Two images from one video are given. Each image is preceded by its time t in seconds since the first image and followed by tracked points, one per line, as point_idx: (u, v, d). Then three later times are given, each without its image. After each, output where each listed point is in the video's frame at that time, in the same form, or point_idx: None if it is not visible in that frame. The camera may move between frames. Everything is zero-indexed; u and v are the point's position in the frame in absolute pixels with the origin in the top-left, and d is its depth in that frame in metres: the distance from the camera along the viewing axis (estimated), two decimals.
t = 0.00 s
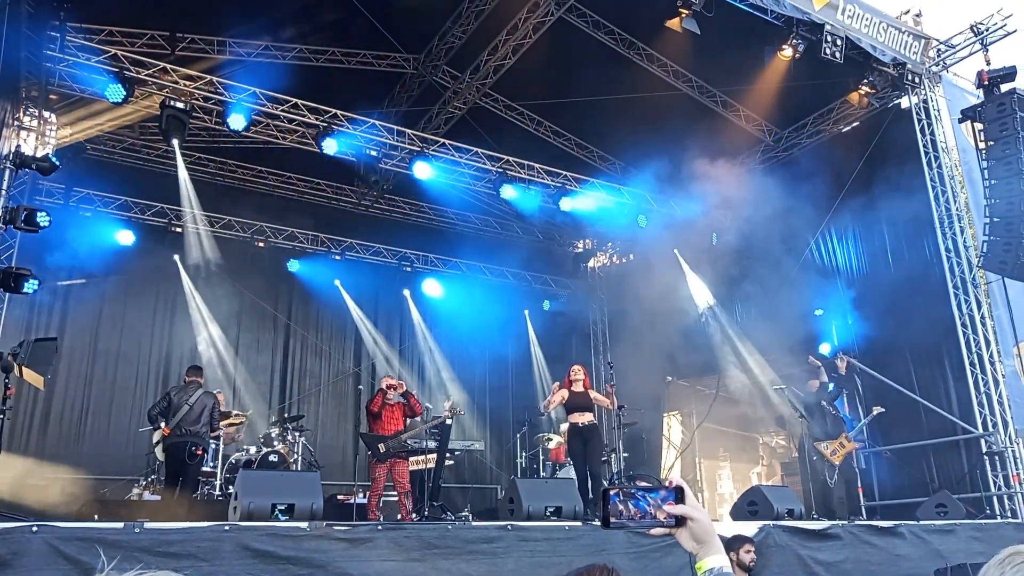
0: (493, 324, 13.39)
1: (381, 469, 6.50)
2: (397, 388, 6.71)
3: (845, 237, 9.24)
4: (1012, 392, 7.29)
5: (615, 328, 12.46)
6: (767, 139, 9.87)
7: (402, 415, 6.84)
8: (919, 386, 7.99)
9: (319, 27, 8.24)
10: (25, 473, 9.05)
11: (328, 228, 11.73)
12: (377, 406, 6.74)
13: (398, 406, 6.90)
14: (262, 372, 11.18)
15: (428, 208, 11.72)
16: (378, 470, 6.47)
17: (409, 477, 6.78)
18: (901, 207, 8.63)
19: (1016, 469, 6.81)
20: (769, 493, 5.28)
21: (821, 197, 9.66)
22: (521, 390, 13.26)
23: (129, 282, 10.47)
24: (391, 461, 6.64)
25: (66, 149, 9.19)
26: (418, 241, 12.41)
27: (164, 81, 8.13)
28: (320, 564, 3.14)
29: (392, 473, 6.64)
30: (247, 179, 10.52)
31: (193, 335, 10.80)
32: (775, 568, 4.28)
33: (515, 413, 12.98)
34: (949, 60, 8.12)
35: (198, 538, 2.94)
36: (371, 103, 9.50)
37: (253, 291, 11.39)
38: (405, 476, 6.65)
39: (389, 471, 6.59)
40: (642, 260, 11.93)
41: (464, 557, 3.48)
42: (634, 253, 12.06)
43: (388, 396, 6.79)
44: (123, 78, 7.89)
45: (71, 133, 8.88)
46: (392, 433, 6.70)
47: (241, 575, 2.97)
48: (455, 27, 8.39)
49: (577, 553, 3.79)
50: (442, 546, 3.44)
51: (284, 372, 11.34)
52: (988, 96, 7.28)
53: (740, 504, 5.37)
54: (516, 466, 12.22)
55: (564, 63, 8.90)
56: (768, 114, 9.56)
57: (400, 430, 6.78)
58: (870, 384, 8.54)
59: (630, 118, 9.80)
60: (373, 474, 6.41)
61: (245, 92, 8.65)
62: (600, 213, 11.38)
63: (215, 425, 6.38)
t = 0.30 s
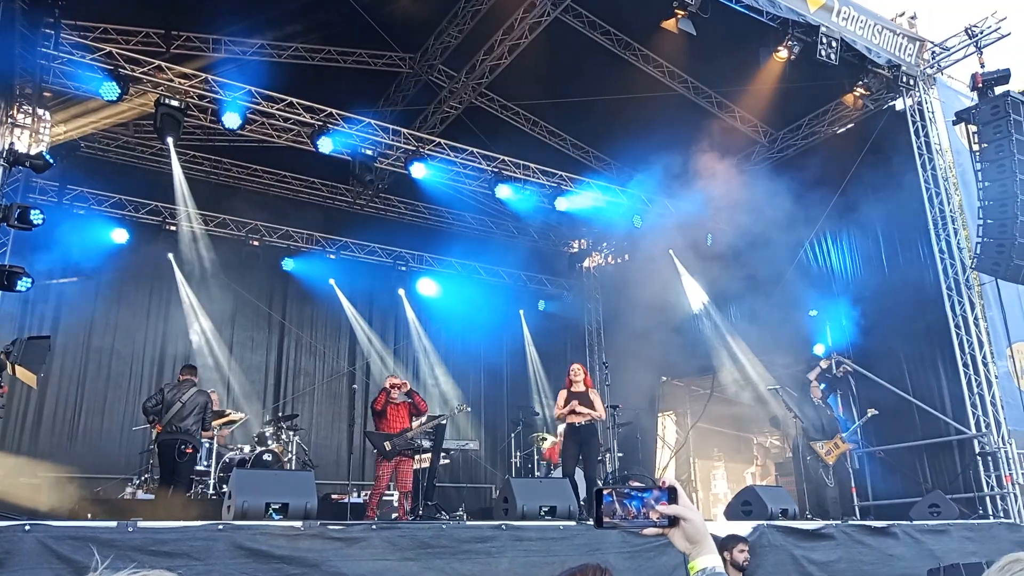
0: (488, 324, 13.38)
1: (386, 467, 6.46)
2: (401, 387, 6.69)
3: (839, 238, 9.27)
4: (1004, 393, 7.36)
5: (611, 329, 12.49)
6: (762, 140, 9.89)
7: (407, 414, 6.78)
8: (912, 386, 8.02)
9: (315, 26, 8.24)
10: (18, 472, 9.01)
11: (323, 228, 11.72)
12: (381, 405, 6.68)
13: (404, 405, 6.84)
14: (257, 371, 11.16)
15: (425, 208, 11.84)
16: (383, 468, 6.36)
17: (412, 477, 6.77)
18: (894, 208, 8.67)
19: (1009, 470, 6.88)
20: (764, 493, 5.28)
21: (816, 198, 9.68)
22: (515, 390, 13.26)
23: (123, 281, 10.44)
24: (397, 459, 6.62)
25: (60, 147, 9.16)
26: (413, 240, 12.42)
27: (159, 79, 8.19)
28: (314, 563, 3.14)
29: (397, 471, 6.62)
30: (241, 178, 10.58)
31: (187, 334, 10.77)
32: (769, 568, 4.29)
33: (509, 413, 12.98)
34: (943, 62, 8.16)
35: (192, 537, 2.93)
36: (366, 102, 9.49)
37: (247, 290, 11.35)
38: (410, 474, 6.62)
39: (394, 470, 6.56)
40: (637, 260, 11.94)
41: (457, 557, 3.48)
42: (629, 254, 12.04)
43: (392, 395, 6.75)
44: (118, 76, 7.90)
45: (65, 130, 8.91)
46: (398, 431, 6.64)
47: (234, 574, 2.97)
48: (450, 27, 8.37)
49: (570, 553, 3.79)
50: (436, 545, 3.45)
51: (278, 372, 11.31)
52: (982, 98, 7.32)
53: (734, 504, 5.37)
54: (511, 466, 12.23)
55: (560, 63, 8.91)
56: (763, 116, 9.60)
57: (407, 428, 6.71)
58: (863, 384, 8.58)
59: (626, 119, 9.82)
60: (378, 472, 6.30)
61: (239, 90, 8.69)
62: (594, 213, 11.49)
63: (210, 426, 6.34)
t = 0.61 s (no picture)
0: (489, 326, 13.40)
1: (395, 468, 6.34)
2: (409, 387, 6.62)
3: (840, 241, 9.27)
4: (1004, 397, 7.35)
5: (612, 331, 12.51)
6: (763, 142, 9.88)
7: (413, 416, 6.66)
8: (912, 390, 8.02)
9: (316, 28, 8.25)
10: (18, 472, 9.02)
11: (324, 229, 11.73)
12: (389, 407, 6.61)
13: (413, 407, 6.73)
14: (257, 372, 11.16)
15: (426, 209, 11.81)
16: (391, 469, 6.31)
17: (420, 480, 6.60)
18: (895, 211, 8.68)
19: (1009, 473, 6.87)
20: (764, 495, 5.28)
21: (817, 200, 9.69)
22: (516, 392, 13.27)
23: (124, 281, 10.45)
24: (404, 462, 6.48)
25: (62, 148, 9.18)
26: (414, 242, 12.41)
27: (161, 81, 8.13)
28: (315, 565, 3.14)
29: (405, 474, 6.45)
30: (243, 178, 10.62)
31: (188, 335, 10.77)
32: (769, 571, 4.29)
33: (510, 415, 12.98)
34: (945, 66, 8.17)
35: (193, 538, 2.93)
36: (367, 103, 9.51)
37: (248, 291, 11.35)
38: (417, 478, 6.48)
39: (402, 472, 6.43)
40: (638, 263, 11.95)
41: (457, 559, 3.48)
42: (630, 256, 12.06)
43: (400, 396, 6.67)
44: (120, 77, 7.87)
45: (67, 131, 8.91)
46: (407, 432, 6.52)
47: None
48: (451, 29, 8.38)
49: (570, 556, 3.79)
50: (436, 548, 3.45)
51: (279, 373, 11.31)
52: (983, 101, 7.33)
53: (734, 507, 5.38)
54: (511, 468, 12.23)
55: (562, 66, 8.92)
56: (764, 118, 9.62)
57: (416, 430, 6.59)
58: (863, 386, 8.56)
59: (627, 121, 9.82)
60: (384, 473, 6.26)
61: (240, 91, 8.62)
62: (597, 215, 11.38)
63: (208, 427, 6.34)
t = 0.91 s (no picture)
0: (488, 329, 13.43)
1: (399, 471, 6.33)
2: (412, 391, 6.55)
3: (838, 244, 9.27)
4: (1003, 399, 7.39)
5: (612, 335, 12.56)
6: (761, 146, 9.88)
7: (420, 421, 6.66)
8: (910, 392, 8.02)
9: (314, 33, 8.27)
10: (15, 478, 9.00)
11: (322, 233, 11.73)
12: (391, 412, 6.57)
13: (416, 412, 6.74)
14: (255, 377, 11.14)
15: (424, 213, 11.78)
16: (394, 472, 6.29)
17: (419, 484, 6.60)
18: (894, 214, 8.63)
19: (1008, 476, 6.89)
20: (763, 498, 5.28)
21: (813, 203, 9.70)
22: (514, 396, 13.29)
23: (121, 285, 10.44)
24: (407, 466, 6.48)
25: (59, 153, 9.18)
26: (412, 246, 12.41)
27: (159, 86, 8.15)
28: (313, 569, 3.14)
29: (407, 477, 6.43)
30: (239, 183, 10.45)
31: (186, 339, 10.75)
32: (769, 573, 4.29)
33: (508, 418, 12.98)
34: (941, 69, 8.22)
35: (191, 543, 2.93)
36: (365, 108, 9.52)
37: (245, 296, 11.35)
38: (418, 482, 6.50)
39: (404, 475, 6.42)
40: (635, 266, 11.94)
41: (457, 563, 3.48)
42: (628, 260, 12.04)
43: (403, 402, 6.65)
44: (119, 82, 7.94)
45: (65, 136, 8.85)
46: (410, 437, 6.50)
47: None
48: (449, 33, 8.39)
49: (570, 560, 3.78)
50: (435, 552, 3.44)
51: (277, 377, 11.30)
52: (980, 104, 7.34)
53: (733, 510, 5.38)
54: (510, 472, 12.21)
55: (559, 70, 8.94)
56: (762, 122, 9.64)
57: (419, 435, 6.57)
58: (862, 389, 8.56)
59: (626, 125, 9.85)
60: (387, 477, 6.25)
61: (237, 96, 8.66)
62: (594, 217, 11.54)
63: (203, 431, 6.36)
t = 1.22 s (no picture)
0: (486, 331, 13.45)
1: (395, 472, 6.31)
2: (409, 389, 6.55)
3: (835, 246, 9.28)
4: (1001, 401, 7.39)
5: (610, 336, 12.61)
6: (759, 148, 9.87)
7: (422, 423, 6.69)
8: (908, 394, 8.03)
9: (313, 35, 8.28)
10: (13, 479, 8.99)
11: (320, 235, 11.73)
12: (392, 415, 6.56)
13: (414, 413, 6.73)
14: (254, 379, 11.14)
15: (422, 215, 11.78)
16: (392, 472, 6.27)
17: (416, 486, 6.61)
18: (893, 217, 8.64)
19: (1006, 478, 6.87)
20: (760, 499, 5.28)
21: (811, 205, 9.71)
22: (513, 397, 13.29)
23: (119, 286, 10.44)
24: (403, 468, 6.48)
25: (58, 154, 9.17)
26: (410, 248, 12.42)
27: (158, 87, 8.18)
28: (311, 571, 3.14)
29: (403, 479, 6.42)
30: (238, 184, 10.46)
31: (184, 341, 10.76)
32: (766, 575, 4.29)
33: (507, 420, 12.98)
34: (939, 71, 8.23)
35: (188, 545, 2.93)
36: (364, 110, 9.53)
37: (244, 297, 11.35)
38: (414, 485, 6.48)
39: (401, 477, 6.40)
40: (632, 268, 11.92)
41: (454, 565, 3.48)
42: (626, 261, 12.01)
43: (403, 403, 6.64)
44: (119, 83, 7.98)
45: (63, 137, 8.86)
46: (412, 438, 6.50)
47: None
48: (448, 35, 8.40)
49: (568, 562, 3.78)
50: (432, 554, 3.44)
51: (275, 379, 11.29)
52: (978, 107, 7.36)
53: (731, 512, 5.39)
54: (508, 474, 12.20)
55: (558, 72, 8.95)
56: (760, 124, 9.65)
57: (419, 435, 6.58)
58: (860, 391, 8.59)
59: (625, 127, 9.86)
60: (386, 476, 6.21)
61: (234, 97, 8.69)
62: (592, 219, 11.62)
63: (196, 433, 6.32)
